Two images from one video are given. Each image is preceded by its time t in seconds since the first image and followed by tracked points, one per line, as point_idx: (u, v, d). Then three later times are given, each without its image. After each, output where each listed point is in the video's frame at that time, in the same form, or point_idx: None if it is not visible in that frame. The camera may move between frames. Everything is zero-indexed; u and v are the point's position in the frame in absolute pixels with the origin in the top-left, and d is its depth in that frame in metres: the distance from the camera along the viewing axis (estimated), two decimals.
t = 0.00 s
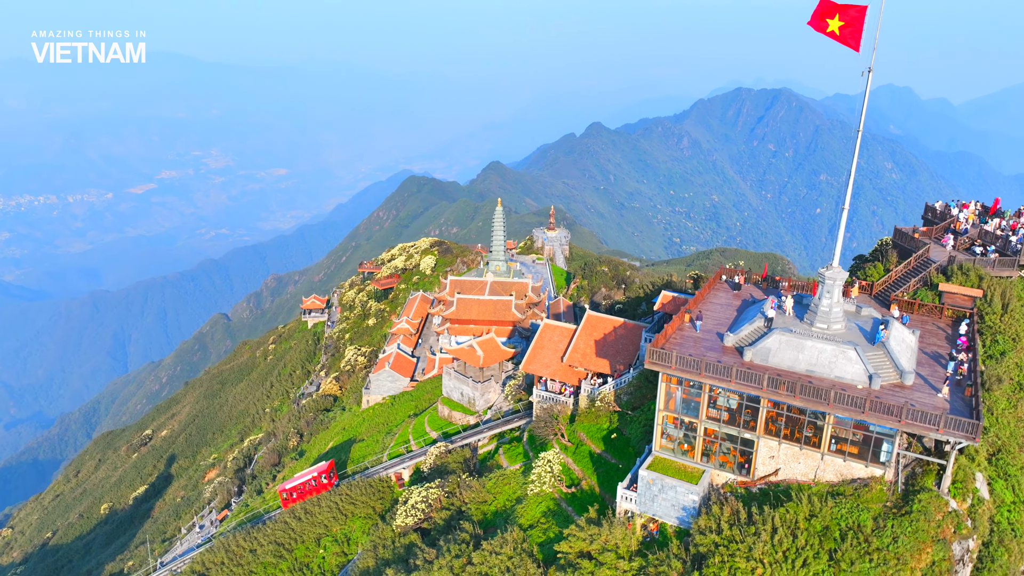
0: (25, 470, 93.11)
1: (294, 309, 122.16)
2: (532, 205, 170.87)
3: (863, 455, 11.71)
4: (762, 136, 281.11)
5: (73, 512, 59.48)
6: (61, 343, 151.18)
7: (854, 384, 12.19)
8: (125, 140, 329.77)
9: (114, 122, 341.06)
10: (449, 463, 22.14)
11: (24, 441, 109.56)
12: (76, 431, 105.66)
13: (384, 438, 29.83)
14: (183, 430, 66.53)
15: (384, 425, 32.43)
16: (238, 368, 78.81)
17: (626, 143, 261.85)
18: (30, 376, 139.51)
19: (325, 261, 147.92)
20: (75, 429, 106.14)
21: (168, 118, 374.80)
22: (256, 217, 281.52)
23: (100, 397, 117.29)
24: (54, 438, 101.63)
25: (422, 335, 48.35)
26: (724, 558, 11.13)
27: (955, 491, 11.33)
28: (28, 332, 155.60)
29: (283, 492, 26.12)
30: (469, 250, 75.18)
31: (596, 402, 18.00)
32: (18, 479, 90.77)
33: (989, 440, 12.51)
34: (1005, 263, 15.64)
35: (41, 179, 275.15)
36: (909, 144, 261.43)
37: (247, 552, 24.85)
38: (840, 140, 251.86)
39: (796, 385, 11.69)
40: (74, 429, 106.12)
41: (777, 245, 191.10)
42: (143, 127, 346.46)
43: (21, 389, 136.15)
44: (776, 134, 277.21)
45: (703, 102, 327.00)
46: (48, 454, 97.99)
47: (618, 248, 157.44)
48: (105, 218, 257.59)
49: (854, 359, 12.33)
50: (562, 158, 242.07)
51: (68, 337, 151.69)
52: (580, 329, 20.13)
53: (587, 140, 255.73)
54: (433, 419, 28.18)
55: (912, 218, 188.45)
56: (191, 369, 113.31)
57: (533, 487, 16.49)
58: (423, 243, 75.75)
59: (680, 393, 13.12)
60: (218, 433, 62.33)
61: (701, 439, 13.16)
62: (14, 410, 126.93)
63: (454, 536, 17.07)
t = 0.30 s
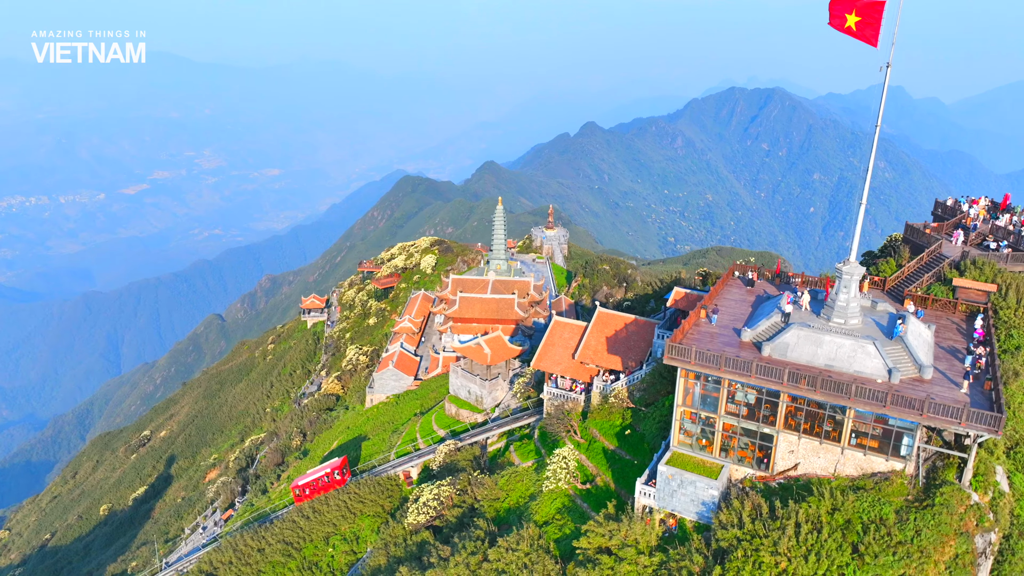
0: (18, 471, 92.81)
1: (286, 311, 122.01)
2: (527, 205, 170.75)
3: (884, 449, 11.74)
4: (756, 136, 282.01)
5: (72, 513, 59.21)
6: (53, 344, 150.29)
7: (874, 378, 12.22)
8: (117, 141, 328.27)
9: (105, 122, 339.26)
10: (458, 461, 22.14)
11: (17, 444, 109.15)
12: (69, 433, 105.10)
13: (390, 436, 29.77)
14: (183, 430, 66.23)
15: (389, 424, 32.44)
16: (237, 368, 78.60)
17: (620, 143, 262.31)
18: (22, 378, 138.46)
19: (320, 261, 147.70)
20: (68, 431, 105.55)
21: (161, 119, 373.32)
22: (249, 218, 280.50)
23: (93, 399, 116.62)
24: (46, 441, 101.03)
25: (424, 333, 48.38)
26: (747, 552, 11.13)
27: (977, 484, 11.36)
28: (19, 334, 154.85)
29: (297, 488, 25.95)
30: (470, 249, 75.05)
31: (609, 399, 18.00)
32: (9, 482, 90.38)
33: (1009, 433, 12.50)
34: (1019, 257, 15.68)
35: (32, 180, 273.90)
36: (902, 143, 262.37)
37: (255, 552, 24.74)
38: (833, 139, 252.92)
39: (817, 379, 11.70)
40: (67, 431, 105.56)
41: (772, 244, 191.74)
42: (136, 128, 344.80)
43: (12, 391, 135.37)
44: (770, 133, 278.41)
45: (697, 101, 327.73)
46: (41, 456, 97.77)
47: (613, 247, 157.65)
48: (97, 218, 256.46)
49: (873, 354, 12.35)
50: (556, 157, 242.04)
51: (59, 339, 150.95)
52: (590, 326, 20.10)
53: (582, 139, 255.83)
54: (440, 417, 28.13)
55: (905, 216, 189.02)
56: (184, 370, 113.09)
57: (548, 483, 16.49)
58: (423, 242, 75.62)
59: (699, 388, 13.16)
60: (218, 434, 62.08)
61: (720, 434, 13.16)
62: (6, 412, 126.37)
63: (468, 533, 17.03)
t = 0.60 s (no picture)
0: (11, 473, 92.37)
1: (281, 313, 121.55)
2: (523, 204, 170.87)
3: (904, 443, 11.78)
4: (750, 135, 283.37)
5: (71, 514, 59.00)
6: (45, 345, 149.68)
7: (893, 373, 12.24)
8: (110, 141, 326.54)
9: (98, 122, 337.44)
10: (468, 458, 22.13)
11: (10, 445, 108.87)
12: (62, 434, 104.71)
13: (397, 435, 29.71)
14: (182, 431, 65.99)
15: (395, 422, 32.40)
16: (236, 368, 78.40)
17: (614, 142, 262.55)
18: (14, 379, 137.60)
19: (315, 261, 147.74)
20: (61, 432, 105.19)
21: (154, 119, 372.06)
22: (242, 218, 279.50)
23: (86, 400, 116.24)
24: (39, 442, 100.65)
25: (427, 332, 48.37)
26: (770, 547, 11.14)
27: (998, 477, 11.40)
28: (12, 335, 154.20)
29: (310, 484, 25.85)
30: (470, 248, 75.04)
31: (622, 395, 17.97)
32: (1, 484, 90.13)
33: None
34: None
35: (23, 181, 272.61)
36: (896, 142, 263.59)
37: (263, 551, 24.69)
38: (826, 138, 254.03)
39: (838, 374, 11.71)
40: (61, 432, 105.18)
41: (766, 243, 192.46)
42: (128, 128, 343.23)
43: (5, 393, 134.65)
44: (764, 133, 279.76)
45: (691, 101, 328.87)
46: (34, 458, 97.36)
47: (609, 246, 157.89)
48: (90, 220, 255.25)
49: (893, 348, 12.37)
50: (551, 156, 242.13)
51: (52, 340, 150.33)
52: (602, 323, 20.09)
53: (578, 138, 256.06)
54: (447, 416, 28.11)
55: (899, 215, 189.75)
56: (179, 370, 112.99)
57: (563, 479, 16.47)
58: (422, 242, 75.48)
59: (717, 384, 13.17)
60: (218, 434, 61.85)
61: (739, 429, 13.18)
62: None
63: (482, 530, 16.99)
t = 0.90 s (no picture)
0: (6, 475, 92.16)
1: (276, 313, 122.70)
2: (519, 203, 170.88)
3: (925, 437, 11.81)
4: (744, 134, 284.22)
5: (71, 515, 58.84)
6: (39, 347, 149.23)
7: (912, 367, 12.27)
8: (103, 141, 325.16)
9: (91, 123, 336.00)
10: (478, 456, 22.14)
11: (4, 446, 108.59)
12: (57, 436, 104.42)
13: (404, 433, 29.71)
14: (182, 431, 65.75)
15: (402, 421, 32.40)
16: (236, 368, 78.21)
17: (609, 142, 262.77)
18: (8, 381, 137.02)
19: (310, 261, 147.86)
20: (56, 435, 104.82)
21: (148, 120, 370.87)
22: (236, 218, 278.55)
23: (81, 402, 115.94)
24: (33, 444, 100.33)
25: (430, 331, 48.35)
26: (792, 542, 11.15)
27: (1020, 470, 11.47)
28: (5, 337, 153.67)
29: (324, 480, 25.78)
30: (471, 247, 74.88)
31: (635, 392, 17.98)
32: None
33: None
34: None
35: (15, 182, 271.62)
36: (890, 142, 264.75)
37: (273, 549, 24.66)
38: (821, 138, 255.01)
39: (858, 368, 11.75)
40: (55, 435, 104.83)
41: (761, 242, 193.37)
42: (121, 128, 342.03)
43: None
44: (758, 132, 280.44)
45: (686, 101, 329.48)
46: (28, 459, 97.18)
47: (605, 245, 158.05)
48: (84, 220, 254.31)
49: (913, 342, 12.37)
50: (546, 155, 242.01)
51: (45, 342, 149.85)
52: (614, 319, 20.08)
53: (574, 137, 256.05)
54: (455, 414, 28.09)
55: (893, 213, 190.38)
56: (175, 371, 113.02)
57: (579, 475, 16.43)
58: (422, 241, 75.34)
59: (736, 379, 13.19)
60: (218, 434, 61.68)
61: (757, 424, 13.23)
62: None
63: (496, 527, 16.90)
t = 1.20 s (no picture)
0: None
1: (270, 314, 123.31)
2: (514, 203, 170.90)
3: (945, 431, 11.84)
4: (738, 134, 285.05)
5: (69, 516, 58.63)
6: (31, 348, 148.55)
7: (932, 362, 12.26)
8: (95, 141, 323.46)
9: (83, 123, 334.22)
10: (489, 454, 22.08)
11: None
12: (50, 438, 104.01)
13: (411, 431, 29.63)
14: (181, 431, 65.51)
15: (409, 419, 32.34)
16: (235, 368, 78.03)
17: (604, 141, 263.11)
18: None
19: (304, 261, 147.72)
20: (48, 436, 104.40)
21: (140, 120, 369.33)
22: (230, 219, 277.94)
23: (75, 403, 115.38)
24: (25, 446, 99.92)
25: (433, 330, 48.23)
26: (813, 534, 11.15)
27: None
28: None
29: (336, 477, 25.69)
30: (471, 246, 74.90)
31: (648, 389, 17.98)
32: None
33: None
34: None
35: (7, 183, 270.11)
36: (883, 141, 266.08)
37: (281, 549, 24.56)
38: (814, 137, 255.89)
39: (879, 362, 11.76)
40: (48, 436, 104.41)
41: (755, 241, 194.22)
42: (113, 129, 340.23)
43: None
44: (752, 131, 281.25)
45: (680, 100, 330.13)
46: (21, 461, 96.88)
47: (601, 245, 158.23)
48: (76, 221, 253.06)
49: (930, 338, 12.41)
50: (540, 155, 241.99)
51: (38, 343, 149.18)
52: (625, 317, 20.05)
53: (569, 137, 256.21)
54: (462, 412, 28.07)
55: (886, 212, 191.22)
56: (170, 372, 112.66)
57: (593, 471, 16.43)
58: (422, 240, 75.30)
59: (755, 373, 13.21)
60: (218, 434, 61.50)
61: (776, 419, 13.24)
62: None
63: (510, 524, 16.91)
